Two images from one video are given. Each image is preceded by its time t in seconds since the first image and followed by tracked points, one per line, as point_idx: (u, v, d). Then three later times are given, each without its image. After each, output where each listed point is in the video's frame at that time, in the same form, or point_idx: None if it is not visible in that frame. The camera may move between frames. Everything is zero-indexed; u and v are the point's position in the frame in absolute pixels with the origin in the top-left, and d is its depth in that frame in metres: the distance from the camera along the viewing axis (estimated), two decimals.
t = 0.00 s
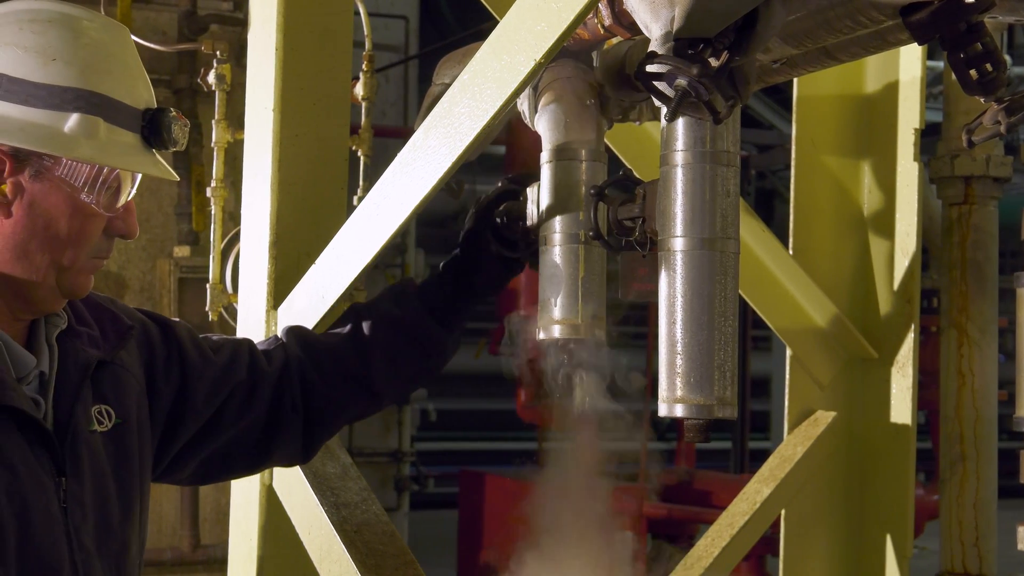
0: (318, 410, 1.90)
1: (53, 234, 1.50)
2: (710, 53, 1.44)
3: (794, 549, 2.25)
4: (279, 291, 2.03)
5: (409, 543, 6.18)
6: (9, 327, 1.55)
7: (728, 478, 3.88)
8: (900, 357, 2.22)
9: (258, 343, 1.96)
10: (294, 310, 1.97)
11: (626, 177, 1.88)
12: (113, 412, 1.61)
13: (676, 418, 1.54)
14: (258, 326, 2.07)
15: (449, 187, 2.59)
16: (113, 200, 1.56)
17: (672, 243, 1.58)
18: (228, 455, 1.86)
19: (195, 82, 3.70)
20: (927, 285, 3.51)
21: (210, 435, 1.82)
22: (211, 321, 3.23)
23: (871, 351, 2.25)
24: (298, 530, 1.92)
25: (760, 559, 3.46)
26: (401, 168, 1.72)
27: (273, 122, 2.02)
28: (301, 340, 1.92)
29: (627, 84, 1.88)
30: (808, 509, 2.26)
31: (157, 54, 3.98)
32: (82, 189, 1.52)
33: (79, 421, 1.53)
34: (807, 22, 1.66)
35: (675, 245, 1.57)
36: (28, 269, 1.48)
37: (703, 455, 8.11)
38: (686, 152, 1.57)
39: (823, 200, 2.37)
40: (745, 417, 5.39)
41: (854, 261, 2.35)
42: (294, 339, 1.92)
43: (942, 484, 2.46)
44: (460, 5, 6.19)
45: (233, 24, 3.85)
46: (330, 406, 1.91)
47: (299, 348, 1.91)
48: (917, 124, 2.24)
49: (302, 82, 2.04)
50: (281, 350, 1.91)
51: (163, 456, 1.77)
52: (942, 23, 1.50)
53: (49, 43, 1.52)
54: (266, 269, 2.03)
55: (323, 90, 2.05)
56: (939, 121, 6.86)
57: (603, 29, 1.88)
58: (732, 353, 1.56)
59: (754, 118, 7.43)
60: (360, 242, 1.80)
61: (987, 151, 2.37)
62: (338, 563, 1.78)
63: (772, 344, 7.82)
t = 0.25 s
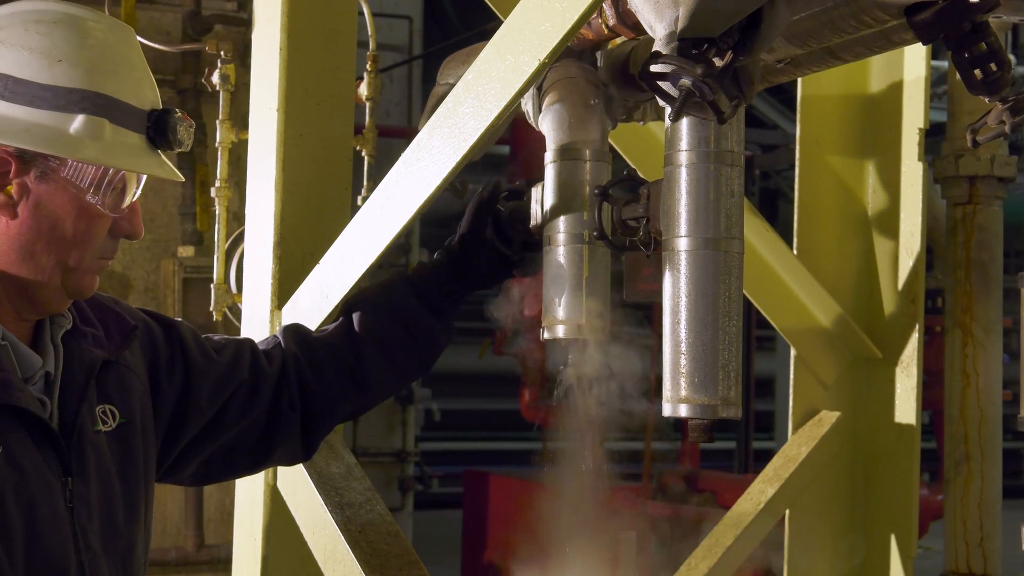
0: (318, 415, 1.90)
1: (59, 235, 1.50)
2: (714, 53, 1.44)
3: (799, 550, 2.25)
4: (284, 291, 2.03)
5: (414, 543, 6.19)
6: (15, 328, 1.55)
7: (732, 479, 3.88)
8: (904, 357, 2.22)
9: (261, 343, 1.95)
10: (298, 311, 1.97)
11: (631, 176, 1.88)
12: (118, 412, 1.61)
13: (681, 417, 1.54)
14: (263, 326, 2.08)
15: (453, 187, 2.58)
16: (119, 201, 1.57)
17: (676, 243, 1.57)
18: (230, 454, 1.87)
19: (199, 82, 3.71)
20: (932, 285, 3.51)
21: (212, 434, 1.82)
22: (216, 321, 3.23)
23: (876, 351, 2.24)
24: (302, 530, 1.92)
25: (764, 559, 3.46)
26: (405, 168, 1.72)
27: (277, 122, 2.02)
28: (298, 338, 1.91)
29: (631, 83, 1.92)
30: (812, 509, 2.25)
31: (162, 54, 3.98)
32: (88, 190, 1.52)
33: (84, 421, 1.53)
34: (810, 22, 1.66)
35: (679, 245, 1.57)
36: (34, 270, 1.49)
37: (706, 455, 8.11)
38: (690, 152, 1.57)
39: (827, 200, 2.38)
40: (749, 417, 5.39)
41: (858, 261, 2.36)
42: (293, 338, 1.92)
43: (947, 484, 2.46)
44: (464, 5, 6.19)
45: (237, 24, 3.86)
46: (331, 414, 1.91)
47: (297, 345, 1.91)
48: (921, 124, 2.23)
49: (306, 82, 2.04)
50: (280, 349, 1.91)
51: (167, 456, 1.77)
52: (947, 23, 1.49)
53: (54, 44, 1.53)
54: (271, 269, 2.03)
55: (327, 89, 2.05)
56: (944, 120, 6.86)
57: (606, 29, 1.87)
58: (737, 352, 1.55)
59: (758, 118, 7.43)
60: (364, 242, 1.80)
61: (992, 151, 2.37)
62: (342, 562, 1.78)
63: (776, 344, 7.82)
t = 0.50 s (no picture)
0: (319, 416, 1.91)
1: (62, 235, 1.50)
2: (719, 53, 1.44)
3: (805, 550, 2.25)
4: (289, 291, 2.04)
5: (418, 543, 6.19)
6: (17, 329, 1.55)
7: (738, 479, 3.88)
8: (909, 357, 2.22)
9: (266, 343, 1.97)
10: (303, 310, 1.96)
11: (637, 176, 1.87)
12: (121, 412, 1.61)
13: (686, 418, 1.53)
14: (268, 326, 2.08)
15: (458, 187, 2.58)
16: (121, 201, 1.57)
17: (681, 243, 1.57)
18: (233, 453, 1.88)
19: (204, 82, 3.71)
20: (938, 284, 3.51)
21: (215, 434, 1.83)
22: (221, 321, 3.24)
23: (882, 351, 2.24)
24: (308, 530, 1.92)
25: (770, 559, 3.47)
26: (410, 169, 1.72)
27: (282, 122, 2.02)
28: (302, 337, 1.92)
29: (638, 85, 1.91)
30: (817, 510, 2.25)
31: (167, 54, 3.98)
32: (90, 190, 1.52)
33: (87, 420, 1.53)
34: (815, 21, 1.66)
35: (684, 245, 1.57)
36: (37, 271, 1.49)
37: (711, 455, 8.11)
38: (696, 152, 1.57)
39: (833, 201, 2.38)
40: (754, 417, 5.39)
41: (863, 260, 2.36)
42: (296, 339, 1.92)
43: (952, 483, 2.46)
44: (469, 4, 6.19)
45: (242, 24, 3.86)
46: (333, 418, 1.92)
47: (298, 343, 1.92)
48: (926, 124, 2.23)
49: (312, 83, 2.04)
50: (283, 349, 1.92)
51: (169, 456, 1.77)
52: (951, 23, 1.50)
53: (56, 44, 1.52)
54: (276, 269, 2.03)
55: (332, 90, 2.05)
56: (949, 121, 6.87)
57: (611, 29, 1.87)
58: (742, 352, 1.55)
59: (763, 118, 7.42)
60: (369, 242, 1.79)
61: (998, 151, 2.36)
62: (347, 563, 1.78)
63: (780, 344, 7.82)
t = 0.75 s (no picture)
0: (323, 415, 1.90)
1: (63, 235, 1.50)
2: (725, 53, 1.43)
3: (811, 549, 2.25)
4: (294, 291, 2.04)
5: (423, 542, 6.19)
6: (19, 329, 1.55)
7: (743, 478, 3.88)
8: (915, 356, 2.21)
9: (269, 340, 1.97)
10: (308, 310, 1.96)
11: (642, 176, 1.87)
12: (124, 411, 1.62)
13: (692, 417, 1.54)
14: (274, 326, 2.09)
15: (464, 187, 2.58)
16: (123, 200, 1.57)
17: (687, 243, 1.57)
18: (237, 451, 1.89)
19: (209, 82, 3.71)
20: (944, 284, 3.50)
21: (219, 432, 1.84)
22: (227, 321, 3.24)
23: (888, 351, 2.24)
24: (313, 530, 1.91)
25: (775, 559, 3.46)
26: (415, 169, 1.72)
27: (287, 122, 2.02)
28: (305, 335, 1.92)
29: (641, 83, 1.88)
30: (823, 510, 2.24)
31: (172, 55, 3.98)
32: (92, 190, 1.53)
33: (89, 420, 1.54)
34: (821, 21, 1.66)
35: (690, 245, 1.57)
36: (39, 271, 1.49)
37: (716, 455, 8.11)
38: (701, 152, 1.57)
39: (837, 201, 2.39)
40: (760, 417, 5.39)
41: (869, 260, 2.36)
42: (299, 337, 1.92)
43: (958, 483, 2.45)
44: (475, 4, 6.19)
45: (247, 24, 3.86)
46: (337, 416, 1.91)
47: (301, 340, 1.92)
48: (932, 123, 2.22)
49: (318, 83, 2.04)
50: (286, 347, 1.92)
51: (175, 453, 1.80)
52: (957, 21, 1.47)
53: (58, 44, 1.53)
54: (281, 269, 2.03)
55: (337, 90, 2.05)
56: (955, 120, 6.86)
57: (617, 29, 1.87)
58: (748, 353, 1.55)
59: (768, 117, 7.42)
60: (375, 242, 1.79)
61: (1004, 150, 2.36)
62: (353, 563, 1.77)
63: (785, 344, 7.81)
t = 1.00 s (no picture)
0: (326, 414, 1.90)
1: (66, 235, 1.50)
2: (729, 52, 1.43)
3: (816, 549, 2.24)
4: (298, 291, 2.04)
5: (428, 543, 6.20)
6: (21, 328, 1.55)
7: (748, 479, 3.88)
8: (921, 357, 2.22)
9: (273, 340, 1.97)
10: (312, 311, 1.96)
11: (646, 177, 1.87)
12: (127, 411, 1.62)
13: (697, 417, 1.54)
14: (278, 326, 2.09)
15: (468, 186, 2.58)
16: (125, 201, 1.57)
17: (691, 243, 1.57)
18: (240, 451, 1.89)
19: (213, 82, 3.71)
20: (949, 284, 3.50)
21: (221, 431, 1.85)
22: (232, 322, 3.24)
23: (892, 351, 2.24)
24: (318, 530, 1.91)
25: (780, 560, 3.46)
26: (420, 169, 1.72)
27: (292, 122, 2.02)
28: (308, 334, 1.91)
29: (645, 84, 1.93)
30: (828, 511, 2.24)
31: (176, 55, 3.99)
32: (93, 190, 1.53)
33: (91, 420, 1.54)
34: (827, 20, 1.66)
35: (694, 245, 1.56)
36: (41, 271, 1.49)
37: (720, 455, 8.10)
38: (706, 152, 1.57)
39: (842, 200, 2.39)
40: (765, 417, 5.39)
41: (873, 260, 2.36)
42: (302, 335, 1.92)
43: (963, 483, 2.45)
44: (479, 4, 6.19)
45: (252, 24, 3.87)
46: (340, 414, 1.92)
47: (304, 338, 1.92)
48: (937, 123, 2.23)
49: (322, 83, 2.04)
50: (290, 346, 1.91)
51: (178, 453, 1.81)
52: (963, 20, 1.47)
53: (59, 44, 1.53)
54: (286, 269, 2.03)
55: (341, 90, 2.05)
56: (960, 119, 6.86)
57: (621, 28, 1.86)
58: (754, 353, 1.55)
59: (772, 117, 7.41)
60: (380, 242, 1.79)
61: (1009, 150, 2.36)
62: (357, 562, 1.77)
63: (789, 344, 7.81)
